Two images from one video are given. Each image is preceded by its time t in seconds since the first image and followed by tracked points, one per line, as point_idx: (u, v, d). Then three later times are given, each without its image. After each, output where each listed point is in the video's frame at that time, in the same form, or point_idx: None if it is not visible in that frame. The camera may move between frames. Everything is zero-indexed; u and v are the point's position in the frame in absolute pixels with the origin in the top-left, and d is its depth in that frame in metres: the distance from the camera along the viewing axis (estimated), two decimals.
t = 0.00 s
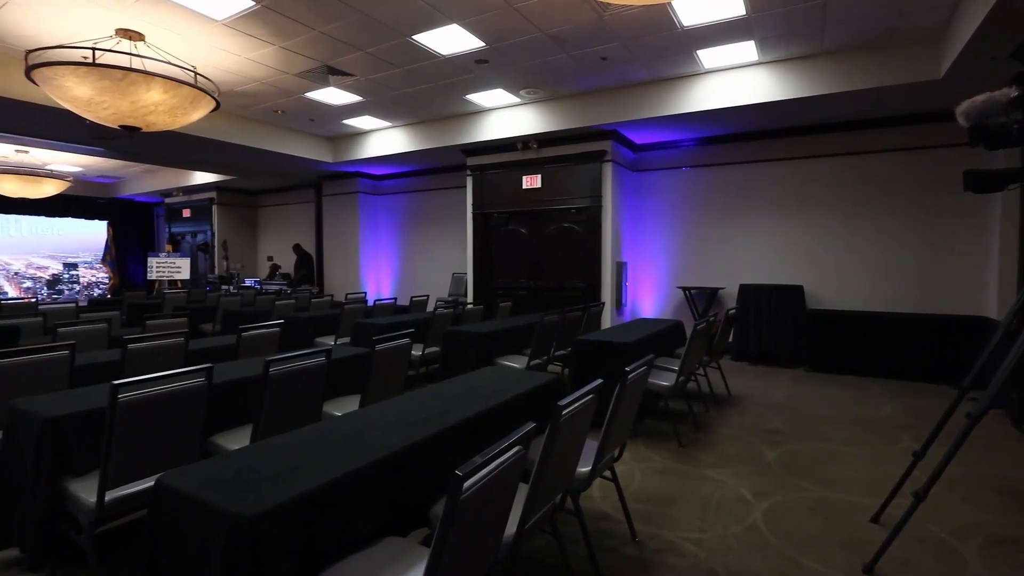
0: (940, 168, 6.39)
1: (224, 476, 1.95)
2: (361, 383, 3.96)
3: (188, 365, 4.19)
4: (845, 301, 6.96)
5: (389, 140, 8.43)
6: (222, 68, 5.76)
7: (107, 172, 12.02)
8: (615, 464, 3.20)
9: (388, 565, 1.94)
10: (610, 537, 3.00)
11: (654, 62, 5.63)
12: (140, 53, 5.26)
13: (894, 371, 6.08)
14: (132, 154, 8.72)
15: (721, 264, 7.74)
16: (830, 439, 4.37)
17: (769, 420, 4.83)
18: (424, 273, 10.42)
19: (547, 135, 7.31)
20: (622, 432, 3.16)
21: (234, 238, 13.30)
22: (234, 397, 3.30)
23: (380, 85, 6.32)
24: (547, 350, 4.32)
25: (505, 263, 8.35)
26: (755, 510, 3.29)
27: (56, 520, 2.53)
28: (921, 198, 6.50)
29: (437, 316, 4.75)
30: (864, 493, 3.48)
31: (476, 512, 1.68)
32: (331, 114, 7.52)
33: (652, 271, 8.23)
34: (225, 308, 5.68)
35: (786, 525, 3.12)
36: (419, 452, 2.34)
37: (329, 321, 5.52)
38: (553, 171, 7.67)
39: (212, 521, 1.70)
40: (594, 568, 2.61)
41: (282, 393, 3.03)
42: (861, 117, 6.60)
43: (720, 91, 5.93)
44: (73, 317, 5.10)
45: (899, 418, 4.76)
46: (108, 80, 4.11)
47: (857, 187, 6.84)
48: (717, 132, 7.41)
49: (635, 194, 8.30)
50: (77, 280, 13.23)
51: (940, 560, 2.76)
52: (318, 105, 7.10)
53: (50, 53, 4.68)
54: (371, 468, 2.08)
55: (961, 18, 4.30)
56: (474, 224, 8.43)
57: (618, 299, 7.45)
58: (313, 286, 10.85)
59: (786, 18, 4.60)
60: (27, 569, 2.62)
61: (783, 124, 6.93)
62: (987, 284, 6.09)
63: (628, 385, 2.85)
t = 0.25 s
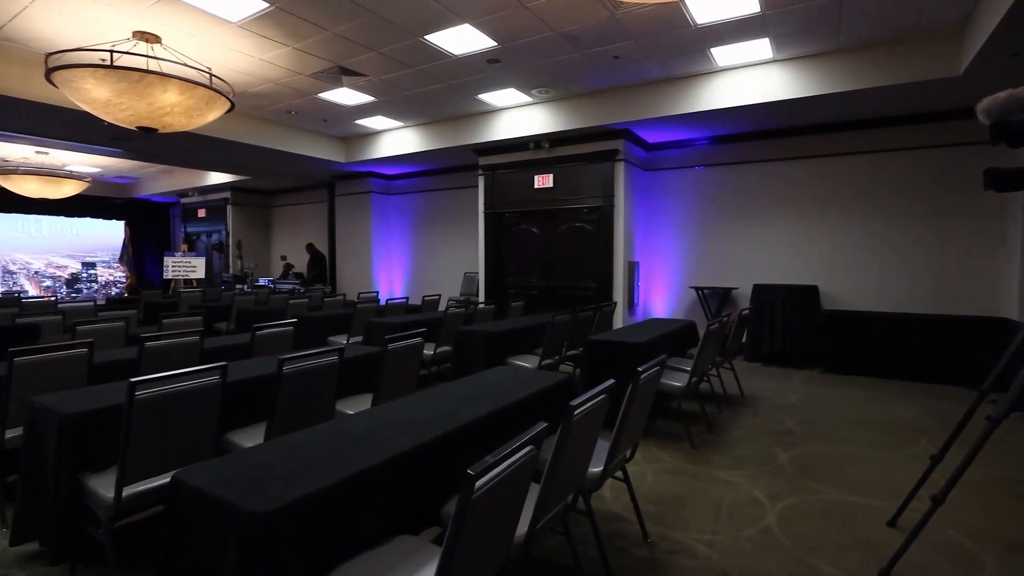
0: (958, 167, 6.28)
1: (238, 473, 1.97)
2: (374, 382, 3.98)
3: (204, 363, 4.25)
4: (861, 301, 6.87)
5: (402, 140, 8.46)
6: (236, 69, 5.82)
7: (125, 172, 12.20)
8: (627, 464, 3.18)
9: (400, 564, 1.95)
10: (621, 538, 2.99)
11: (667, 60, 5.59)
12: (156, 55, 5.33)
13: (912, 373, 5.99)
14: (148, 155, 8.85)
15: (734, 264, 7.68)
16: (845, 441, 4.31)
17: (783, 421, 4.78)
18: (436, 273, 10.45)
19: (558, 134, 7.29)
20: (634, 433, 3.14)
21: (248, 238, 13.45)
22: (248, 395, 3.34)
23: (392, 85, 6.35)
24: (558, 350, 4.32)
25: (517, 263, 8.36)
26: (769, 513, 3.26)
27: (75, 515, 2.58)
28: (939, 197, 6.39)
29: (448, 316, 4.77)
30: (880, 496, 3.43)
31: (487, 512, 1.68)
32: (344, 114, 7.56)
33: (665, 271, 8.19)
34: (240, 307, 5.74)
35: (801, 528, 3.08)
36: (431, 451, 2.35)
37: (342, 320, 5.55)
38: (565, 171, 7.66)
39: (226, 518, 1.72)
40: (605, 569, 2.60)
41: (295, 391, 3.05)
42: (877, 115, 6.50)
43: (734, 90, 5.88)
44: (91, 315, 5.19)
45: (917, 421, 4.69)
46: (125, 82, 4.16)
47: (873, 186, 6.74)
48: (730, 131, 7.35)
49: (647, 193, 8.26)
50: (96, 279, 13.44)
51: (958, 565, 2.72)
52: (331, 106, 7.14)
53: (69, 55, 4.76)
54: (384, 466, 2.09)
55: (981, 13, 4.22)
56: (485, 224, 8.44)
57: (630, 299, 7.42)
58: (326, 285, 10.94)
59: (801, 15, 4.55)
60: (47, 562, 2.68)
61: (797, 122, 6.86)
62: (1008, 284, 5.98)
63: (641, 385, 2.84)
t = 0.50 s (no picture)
0: (978, 166, 6.17)
1: (253, 470, 1.99)
2: (387, 381, 4.00)
3: (219, 361, 4.29)
4: (878, 302, 6.78)
5: (414, 140, 8.49)
6: (251, 70, 5.87)
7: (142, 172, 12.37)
8: (639, 465, 3.17)
9: (413, 562, 1.96)
10: (633, 539, 2.98)
11: (681, 59, 5.56)
12: (173, 56, 5.40)
13: (930, 375, 5.90)
14: (165, 155, 8.96)
15: (748, 264, 7.62)
16: (861, 443, 4.26)
17: (797, 423, 4.73)
18: (448, 272, 10.48)
19: (570, 134, 7.28)
20: (647, 433, 3.12)
21: (262, 237, 13.57)
22: (262, 394, 3.37)
23: (405, 85, 6.37)
24: (570, 350, 4.31)
25: (529, 262, 8.35)
26: (783, 515, 3.23)
27: (94, 510, 2.62)
28: (958, 196, 6.29)
29: (460, 315, 4.78)
30: (896, 499, 3.38)
31: (500, 511, 1.68)
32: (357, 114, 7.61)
33: (678, 271, 8.16)
34: (254, 306, 5.80)
35: (815, 531, 3.05)
36: (444, 449, 2.36)
37: (355, 319, 5.59)
38: (577, 170, 7.64)
39: (241, 515, 1.73)
40: (617, 570, 2.59)
41: (309, 390, 3.08)
42: (896, 113, 6.41)
43: (749, 88, 5.83)
44: (109, 314, 5.27)
45: (935, 423, 4.62)
46: (143, 84, 4.22)
47: (890, 185, 6.65)
48: (744, 130, 7.29)
49: (660, 193, 8.22)
50: (114, 278, 13.64)
51: (978, 570, 2.67)
52: (345, 106, 7.19)
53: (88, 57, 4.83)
54: (396, 464, 2.10)
55: (1003, 8, 4.14)
56: (497, 223, 8.45)
57: (642, 299, 7.39)
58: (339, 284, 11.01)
59: (818, 12, 4.49)
60: (66, 556, 2.72)
61: (814, 121, 6.78)
62: None
63: (653, 386, 2.82)
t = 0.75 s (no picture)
0: (995, 164, 6.09)
1: (265, 468, 2.01)
2: (398, 380, 4.02)
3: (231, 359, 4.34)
4: (893, 302, 6.70)
5: (425, 140, 8.52)
6: (264, 71, 5.92)
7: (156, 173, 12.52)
8: (649, 465, 3.16)
9: (424, 561, 1.96)
10: (644, 539, 2.97)
11: (693, 57, 5.53)
12: (187, 58, 5.46)
13: (946, 376, 5.82)
14: (178, 155, 9.06)
15: (760, 264, 7.57)
16: (875, 445, 4.21)
17: (810, 424, 4.69)
18: (459, 272, 10.50)
19: (581, 133, 7.26)
20: (657, 433, 3.11)
21: (274, 237, 13.68)
22: (274, 392, 3.40)
23: (416, 85, 6.39)
24: (580, 350, 4.30)
25: (539, 262, 8.35)
26: (795, 517, 3.20)
27: (109, 507, 2.66)
28: (974, 195, 6.21)
29: (471, 315, 4.79)
30: (912, 501, 3.34)
31: (511, 511, 1.68)
32: (369, 115, 7.65)
33: (689, 271, 8.12)
34: (267, 305, 5.84)
35: (829, 533, 3.02)
36: (454, 448, 2.37)
37: (366, 318, 5.62)
38: (587, 170, 7.63)
39: (254, 512, 1.75)
40: (628, 570, 2.59)
41: (320, 388, 3.10)
42: (911, 111, 6.32)
43: (761, 87, 5.78)
44: (124, 313, 5.34)
45: (951, 425, 4.56)
46: (157, 85, 4.26)
47: (903, 184, 6.58)
48: (756, 129, 7.23)
49: (671, 192, 8.19)
50: (129, 277, 13.80)
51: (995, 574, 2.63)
52: (356, 106, 7.23)
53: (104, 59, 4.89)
54: (407, 463, 2.11)
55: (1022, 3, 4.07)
56: (507, 223, 8.45)
57: (653, 299, 7.36)
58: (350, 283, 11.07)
59: (832, 9, 4.45)
60: (82, 552, 2.76)
61: (827, 119, 6.70)
62: None
63: (664, 385, 2.81)
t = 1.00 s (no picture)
0: (1014, 163, 5.98)
1: (278, 465, 2.02)
2: (409, 379, 4.04)
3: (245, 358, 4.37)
4: (908, 303, 6.61)
5: (436, 139, 8.54)
6: (277, 72, 5.96)
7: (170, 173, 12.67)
8: (661, 466, 3.14)
9: (436, 559, 1.97)
10: (656, 540, 2.96)
11: (706, 56, 5.50)
12: (201, 59, 5.51)
13: (963, 378, 5.74)
14: (191, 155, 9.16)
15: (773, 263, 7.51)
16: (890, 447, 4.16)
17: (824, 426, 4.64)
18: (469, 271, 10.52)
19: (592, 132, 7.25)
20: (669, 434, 3.09)
21: (286, 236, 13.78)
22: (287, 390, 3.43)
23: (427, 85, 6.41)
24: (591, 349, 4.29)
25: (550, 262, 8.35)
26: (808, 519, 3.17)
27: (125, 502, 2.69)
28: (992, 194, 6.11)
29: (482, 314, 4.80)
30: (927, 505, 3.30)
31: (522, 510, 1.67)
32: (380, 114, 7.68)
33: (701, 271, 8.08)
34: (279, 304, 5.89)
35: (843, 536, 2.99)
36: (466, 447, 2.37)
37: (377, 317, 5.65)
38: (598, 169, 7.61)
39: (267, 510, 1.76)
40: (640, 572, 2.57)
41: (333, 387, 3.11)
42: (928, 109, 6.23)
43: (775, 85, 5.73)
44: (139, 311, 5.41)
45: (968, 427, 4.49)
46: (172, 86, 4.31)
47: (919, 183, 6.49)
48: (770, 128, 7.17)
49: (683, 192, 8.14)
50: (143, 276, 13.97)
51: None
52: (368, 106, 7.26)
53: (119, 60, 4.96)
54: (418, 462, 2.11)
55: None
56: (518, 222, 8.46)
57: (664, 298, 7.34)
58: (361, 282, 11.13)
59: (847, 6, 4.40)
60: (98, 547, 2.80)
61: (842, 118, 6.63)
62: None
63: (677, 385, 2.79)
